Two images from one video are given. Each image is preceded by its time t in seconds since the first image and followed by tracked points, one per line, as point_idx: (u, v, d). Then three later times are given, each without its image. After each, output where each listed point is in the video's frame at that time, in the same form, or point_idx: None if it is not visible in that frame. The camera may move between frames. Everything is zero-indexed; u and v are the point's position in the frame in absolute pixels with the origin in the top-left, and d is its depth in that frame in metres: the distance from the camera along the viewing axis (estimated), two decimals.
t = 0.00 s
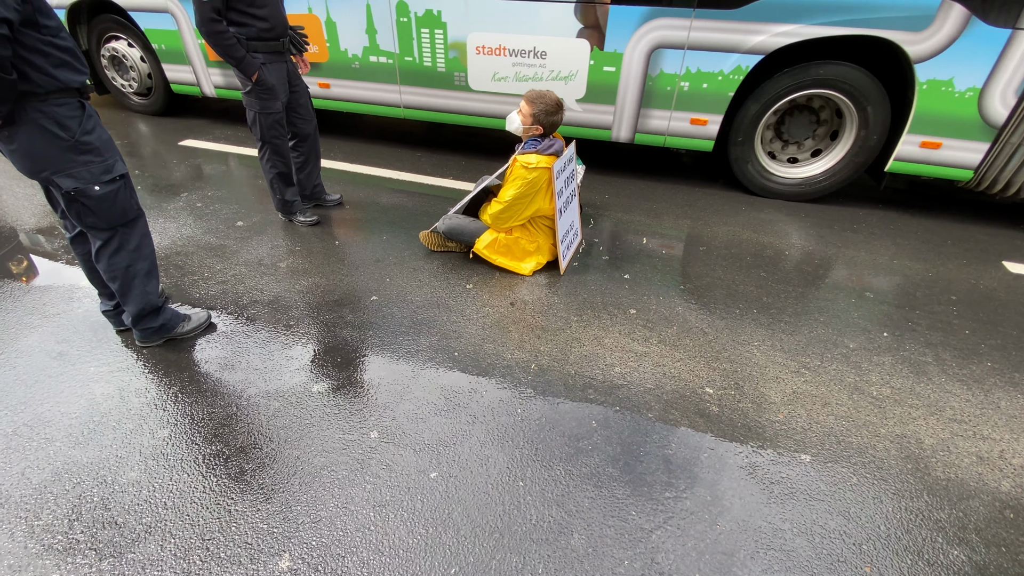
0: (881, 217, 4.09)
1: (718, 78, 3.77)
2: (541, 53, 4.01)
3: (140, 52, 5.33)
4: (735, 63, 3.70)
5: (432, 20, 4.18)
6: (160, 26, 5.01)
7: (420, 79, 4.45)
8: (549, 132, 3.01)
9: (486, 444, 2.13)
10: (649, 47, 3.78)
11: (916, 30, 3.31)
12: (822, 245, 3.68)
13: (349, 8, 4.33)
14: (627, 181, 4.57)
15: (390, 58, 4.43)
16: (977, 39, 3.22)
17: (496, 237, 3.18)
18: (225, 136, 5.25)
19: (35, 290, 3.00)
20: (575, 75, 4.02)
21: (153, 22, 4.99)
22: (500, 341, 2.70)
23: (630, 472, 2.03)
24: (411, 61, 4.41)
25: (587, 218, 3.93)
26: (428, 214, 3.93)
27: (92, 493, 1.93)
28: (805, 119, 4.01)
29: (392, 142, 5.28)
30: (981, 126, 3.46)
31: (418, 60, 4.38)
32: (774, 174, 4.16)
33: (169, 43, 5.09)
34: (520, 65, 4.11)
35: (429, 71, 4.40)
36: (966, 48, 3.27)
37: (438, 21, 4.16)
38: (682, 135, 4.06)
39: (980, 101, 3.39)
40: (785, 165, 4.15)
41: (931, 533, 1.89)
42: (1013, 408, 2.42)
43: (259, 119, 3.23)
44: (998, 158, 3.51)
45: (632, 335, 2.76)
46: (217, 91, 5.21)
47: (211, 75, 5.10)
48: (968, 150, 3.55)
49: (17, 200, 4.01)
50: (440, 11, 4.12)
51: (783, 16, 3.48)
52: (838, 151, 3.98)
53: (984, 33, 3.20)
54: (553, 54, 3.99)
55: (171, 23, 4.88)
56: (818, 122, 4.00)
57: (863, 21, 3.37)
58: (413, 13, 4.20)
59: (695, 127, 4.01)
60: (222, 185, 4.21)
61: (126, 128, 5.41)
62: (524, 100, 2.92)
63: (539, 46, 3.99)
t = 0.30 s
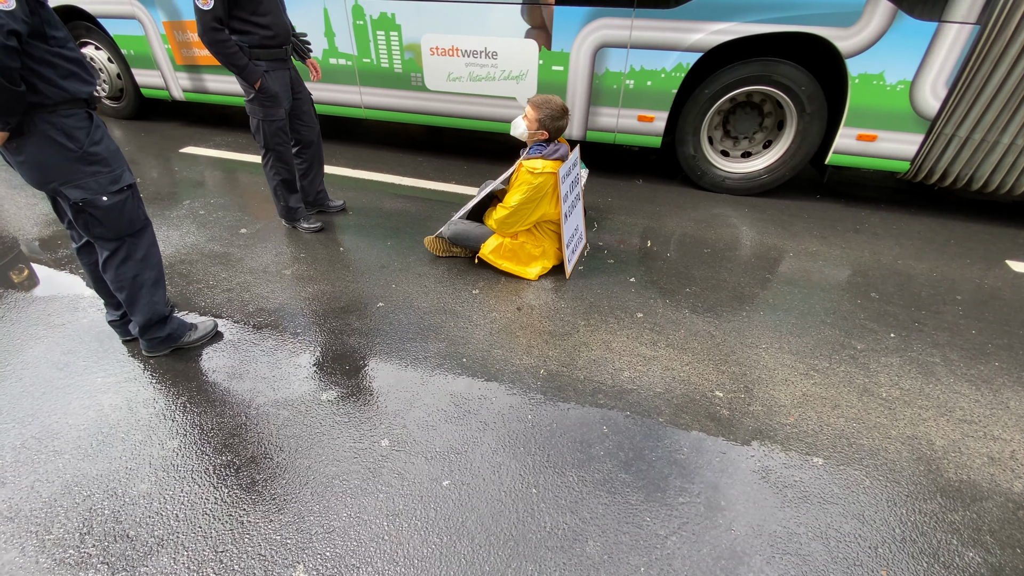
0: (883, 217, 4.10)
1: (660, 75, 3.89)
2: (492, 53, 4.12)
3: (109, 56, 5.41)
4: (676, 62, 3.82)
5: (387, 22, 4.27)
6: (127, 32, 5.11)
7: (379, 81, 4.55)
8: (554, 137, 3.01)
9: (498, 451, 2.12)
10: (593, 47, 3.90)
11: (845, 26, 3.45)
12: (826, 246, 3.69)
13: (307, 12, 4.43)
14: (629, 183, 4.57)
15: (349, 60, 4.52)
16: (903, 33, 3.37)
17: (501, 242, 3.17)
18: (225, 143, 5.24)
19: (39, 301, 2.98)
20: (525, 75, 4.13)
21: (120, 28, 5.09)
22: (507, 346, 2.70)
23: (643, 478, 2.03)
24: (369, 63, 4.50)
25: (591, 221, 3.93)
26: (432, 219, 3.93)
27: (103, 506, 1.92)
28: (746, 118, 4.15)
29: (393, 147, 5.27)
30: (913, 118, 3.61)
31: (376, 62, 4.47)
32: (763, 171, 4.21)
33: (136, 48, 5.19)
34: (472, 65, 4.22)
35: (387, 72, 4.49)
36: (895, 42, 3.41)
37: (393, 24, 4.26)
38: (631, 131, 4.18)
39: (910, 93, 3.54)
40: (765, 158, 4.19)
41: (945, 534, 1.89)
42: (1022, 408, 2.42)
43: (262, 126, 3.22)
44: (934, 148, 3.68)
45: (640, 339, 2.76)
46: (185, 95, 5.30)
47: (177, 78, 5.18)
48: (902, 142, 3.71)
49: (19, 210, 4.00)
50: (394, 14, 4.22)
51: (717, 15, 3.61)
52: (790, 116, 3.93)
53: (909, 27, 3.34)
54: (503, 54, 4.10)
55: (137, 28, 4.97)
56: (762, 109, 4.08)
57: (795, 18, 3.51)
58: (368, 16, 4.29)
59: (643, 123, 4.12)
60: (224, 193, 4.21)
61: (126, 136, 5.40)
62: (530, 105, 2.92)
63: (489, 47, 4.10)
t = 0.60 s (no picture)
0: (887, 220, 4.12)
1: (609, 78, 4.06)
2: (449, 57, 4.29)
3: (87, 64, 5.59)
4: (623, 64, 3.99)
5: (347, 28, 4.42)
6: (103, 39, 5.36)
7: (344, 85, 4.72)
8: (562, 145, 3.03)
9: (512, 459, 2.13)
10: (544, 51, 4.07)
11: (780, 29, 3.61)
12: (831, 250, 3.71)
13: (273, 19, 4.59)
14: (633, 189, 4.58)
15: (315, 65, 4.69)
16: (835, 35, 3.54)
17: (509, 248, 3.19)
18: (230, 150, 5.26)
19: (48, 310, 2.98)
20: (480, 78, 4.31)
21: (97, 35, 5.35)
22: (518, 353, 2.70)
23: (657, 485, 2.03)
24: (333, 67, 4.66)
25: (597, 227, 3.95)
26: (438, 225, 3.94)
27: (118, 517, 1.91)
28: (697, 120, 4.28)
29: (396, 153, 5.29)
30: (849, 117, 3.76)
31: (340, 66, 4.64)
32: (739, 146, 4.18)
33: (112, 54, 5.45)
34: (431, 69, 4.38)
35: (350, 76, 4.66)
36: (828, 44, 3.58)
37: (354, 29, 4.41)
38: (585, 131, 4.34)
39: (845, 93, 3.69)
40: (733, 136, 4.19)
41: (960, 539, 1.89)
42: None
43: (270, 135, 3.23)
44: (874, 146, 3.83)
45: (650, 345, 2.77)
46: (160, 98, 5.57)
47: (151, 83, 5.45)
48: (840, 141, 3.85)
49: (24, 218, 4.00)
50: (355, 20, 4.37)
51: (660, 19, 3.78)
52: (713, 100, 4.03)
53: (841, 30, 3.51)
54: (459, 58, 4.28)
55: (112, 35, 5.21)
56: (705, 107, 4.21)
57: (734, 21, 3.67)
58: (330, 22, 4.44)
59: (595, 124, 4.29)
60: (229, 200, 4.21)
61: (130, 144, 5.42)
62: (537, 112, 2.94)
63: (446, 51, 4.27)
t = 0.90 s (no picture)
0: (893, 226, 4.12)
1: (563, 81, 4.19)
2: (410, 61, 4.44)
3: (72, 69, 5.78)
4: (575, 69, 4.13)
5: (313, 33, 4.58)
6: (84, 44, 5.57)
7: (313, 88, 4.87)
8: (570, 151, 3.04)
9: (523, 467, 2.12)
10: (499, 55, 4.22)
11: (721, 34, 3.73)
12: (837, 256, 3.71)
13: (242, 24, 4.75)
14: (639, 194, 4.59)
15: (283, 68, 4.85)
16: (774, 40, 3.66)
17: (517, 254, 3.20)
18: (235, 155, 5.27)
19: (56, 315, 2.98)
20: (441, 81, 4.45)
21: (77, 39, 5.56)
22: (527, 359, 2.70)
23: (670, 493, 2.02)
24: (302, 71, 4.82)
25: (603, 232, 3.95)
26: (445, 231, 3.94)
27: (129, 524, 1.90)
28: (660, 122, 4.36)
29: (402, 158, 5.30)
30: (792, 120, 3.87)
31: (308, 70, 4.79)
32: (694, 118, 4.12)
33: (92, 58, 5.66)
34: (394, 72, 4.53)
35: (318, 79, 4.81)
36: (768, 48, 3.70)
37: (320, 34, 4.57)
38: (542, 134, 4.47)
39: (787, 96, 3.80)
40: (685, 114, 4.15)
41: (974, 547, 1.88)
42: None
43: (278, 141, 3.24)
44: (819, 148, 3.96)
45: (659, 351, 2.76)
46: (135, 101, 5.76)
47: (128, 86, 5.64)
48: (784, 142, 3.96)
49: (31, 223, 4.01)
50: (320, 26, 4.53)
51: (607, 25, 3.91)
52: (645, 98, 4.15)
53: (779, 35, 3.63)
54: (420, 62, 4.43)
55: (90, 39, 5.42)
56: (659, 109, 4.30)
57: (678, 27, 3.79)
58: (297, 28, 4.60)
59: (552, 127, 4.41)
60: (235, 205, 4.22)
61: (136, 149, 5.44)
62: (546, 119, 2.97)
63: (408, 55, 4.42)
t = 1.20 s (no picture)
0: (900, 233, 4.11)
1: (520, 83, 4.29)
2: (375, 64, 4.55)
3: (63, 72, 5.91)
4: (531, 71, 4.22)
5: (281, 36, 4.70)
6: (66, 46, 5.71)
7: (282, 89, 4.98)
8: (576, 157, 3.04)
9: (529, 473, 2.11)
10: (458, 58, 4.31)
11: (667, 38, 3.82)
12: (843, 262, 3.70)
13: (213, 26, 4.89)
14: (643, 200, 4.58)
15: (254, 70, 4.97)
16: (717, 43, 3.75)
17: (522, 259, 3.19)
18: (241, 158, 5.28)
19: (62, 317, 2.98)
20: (404, 83, 4.55)
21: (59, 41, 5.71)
22: (532, 365, 2.69)
23: (676, 501, 2.01)
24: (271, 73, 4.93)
25: (608, 238, 3.94)
26: (450, 235, 3.94)
27: (133, 528, 1.90)
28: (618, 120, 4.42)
29: (407, 162, 5.31)
30: (739, 122, 3.97)
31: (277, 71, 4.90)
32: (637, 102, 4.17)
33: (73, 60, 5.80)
34: (359, 74, 4.63)
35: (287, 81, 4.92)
36: (711, 52, 3.79)
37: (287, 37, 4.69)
38: (502, 135, 4.56)
39: (733, 99, 3.90)
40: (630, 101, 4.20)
41: (983, 558, 1.87)
42: None
43: (285, 145, 3.25)
44: (766, 149, 4.04)
45: (665, 357, 2.75)
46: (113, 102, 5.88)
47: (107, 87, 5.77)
48: (733, 143, 4.05)
49: (38, 225, 4.02)
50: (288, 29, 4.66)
51: (559, 29, 4.01)
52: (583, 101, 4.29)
53: (722, 39, 3.73)
54: (384, 64, 4.53)
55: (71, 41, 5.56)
56: (610, 112, 4.41)
57: (626, 31, 3.88)
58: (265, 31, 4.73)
59: (511, 128, 4.50)
60: (240, 209, 4.23)
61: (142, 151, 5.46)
62: (551, 125, 2.97)
63: (371, 58, 4.54)
